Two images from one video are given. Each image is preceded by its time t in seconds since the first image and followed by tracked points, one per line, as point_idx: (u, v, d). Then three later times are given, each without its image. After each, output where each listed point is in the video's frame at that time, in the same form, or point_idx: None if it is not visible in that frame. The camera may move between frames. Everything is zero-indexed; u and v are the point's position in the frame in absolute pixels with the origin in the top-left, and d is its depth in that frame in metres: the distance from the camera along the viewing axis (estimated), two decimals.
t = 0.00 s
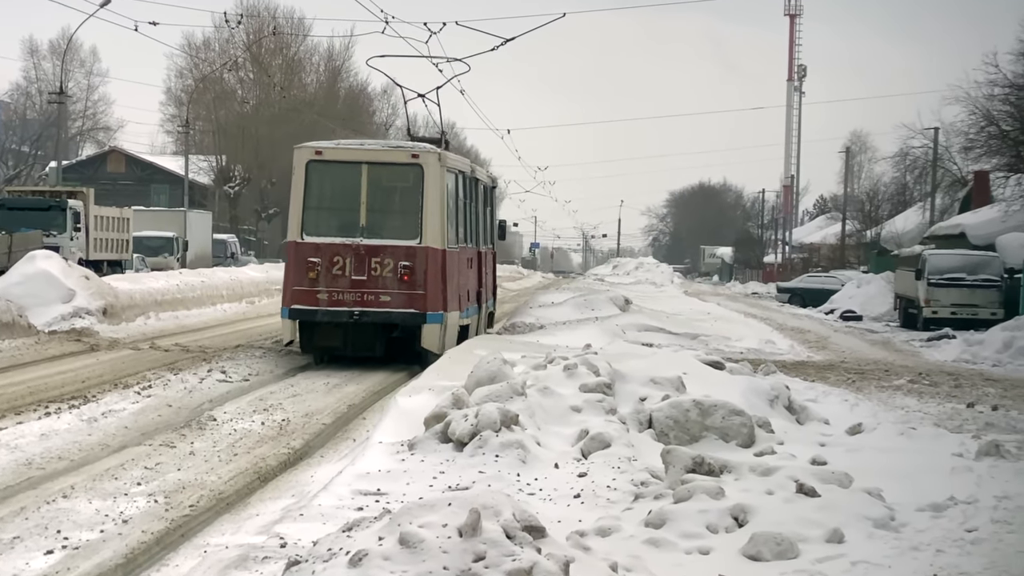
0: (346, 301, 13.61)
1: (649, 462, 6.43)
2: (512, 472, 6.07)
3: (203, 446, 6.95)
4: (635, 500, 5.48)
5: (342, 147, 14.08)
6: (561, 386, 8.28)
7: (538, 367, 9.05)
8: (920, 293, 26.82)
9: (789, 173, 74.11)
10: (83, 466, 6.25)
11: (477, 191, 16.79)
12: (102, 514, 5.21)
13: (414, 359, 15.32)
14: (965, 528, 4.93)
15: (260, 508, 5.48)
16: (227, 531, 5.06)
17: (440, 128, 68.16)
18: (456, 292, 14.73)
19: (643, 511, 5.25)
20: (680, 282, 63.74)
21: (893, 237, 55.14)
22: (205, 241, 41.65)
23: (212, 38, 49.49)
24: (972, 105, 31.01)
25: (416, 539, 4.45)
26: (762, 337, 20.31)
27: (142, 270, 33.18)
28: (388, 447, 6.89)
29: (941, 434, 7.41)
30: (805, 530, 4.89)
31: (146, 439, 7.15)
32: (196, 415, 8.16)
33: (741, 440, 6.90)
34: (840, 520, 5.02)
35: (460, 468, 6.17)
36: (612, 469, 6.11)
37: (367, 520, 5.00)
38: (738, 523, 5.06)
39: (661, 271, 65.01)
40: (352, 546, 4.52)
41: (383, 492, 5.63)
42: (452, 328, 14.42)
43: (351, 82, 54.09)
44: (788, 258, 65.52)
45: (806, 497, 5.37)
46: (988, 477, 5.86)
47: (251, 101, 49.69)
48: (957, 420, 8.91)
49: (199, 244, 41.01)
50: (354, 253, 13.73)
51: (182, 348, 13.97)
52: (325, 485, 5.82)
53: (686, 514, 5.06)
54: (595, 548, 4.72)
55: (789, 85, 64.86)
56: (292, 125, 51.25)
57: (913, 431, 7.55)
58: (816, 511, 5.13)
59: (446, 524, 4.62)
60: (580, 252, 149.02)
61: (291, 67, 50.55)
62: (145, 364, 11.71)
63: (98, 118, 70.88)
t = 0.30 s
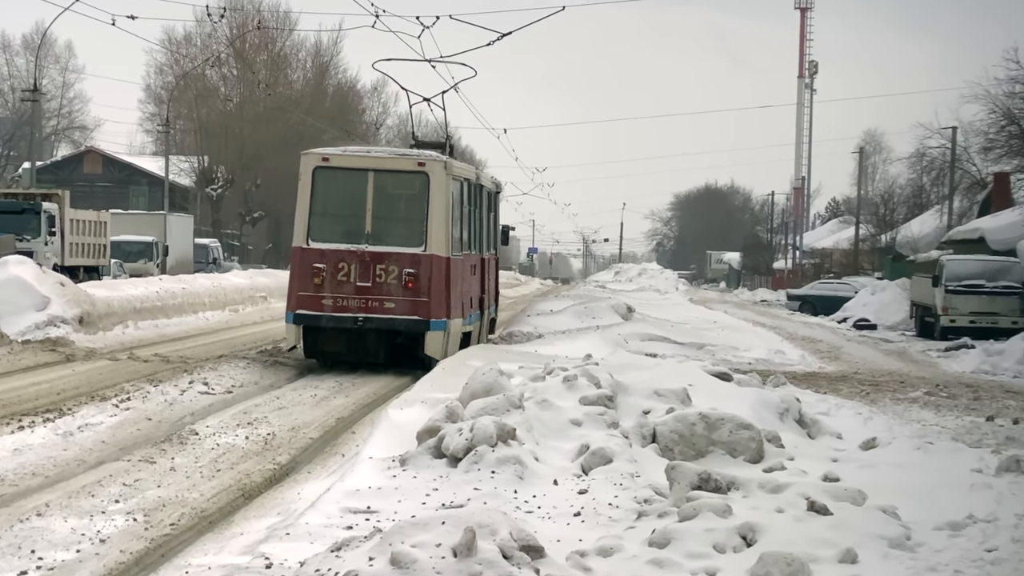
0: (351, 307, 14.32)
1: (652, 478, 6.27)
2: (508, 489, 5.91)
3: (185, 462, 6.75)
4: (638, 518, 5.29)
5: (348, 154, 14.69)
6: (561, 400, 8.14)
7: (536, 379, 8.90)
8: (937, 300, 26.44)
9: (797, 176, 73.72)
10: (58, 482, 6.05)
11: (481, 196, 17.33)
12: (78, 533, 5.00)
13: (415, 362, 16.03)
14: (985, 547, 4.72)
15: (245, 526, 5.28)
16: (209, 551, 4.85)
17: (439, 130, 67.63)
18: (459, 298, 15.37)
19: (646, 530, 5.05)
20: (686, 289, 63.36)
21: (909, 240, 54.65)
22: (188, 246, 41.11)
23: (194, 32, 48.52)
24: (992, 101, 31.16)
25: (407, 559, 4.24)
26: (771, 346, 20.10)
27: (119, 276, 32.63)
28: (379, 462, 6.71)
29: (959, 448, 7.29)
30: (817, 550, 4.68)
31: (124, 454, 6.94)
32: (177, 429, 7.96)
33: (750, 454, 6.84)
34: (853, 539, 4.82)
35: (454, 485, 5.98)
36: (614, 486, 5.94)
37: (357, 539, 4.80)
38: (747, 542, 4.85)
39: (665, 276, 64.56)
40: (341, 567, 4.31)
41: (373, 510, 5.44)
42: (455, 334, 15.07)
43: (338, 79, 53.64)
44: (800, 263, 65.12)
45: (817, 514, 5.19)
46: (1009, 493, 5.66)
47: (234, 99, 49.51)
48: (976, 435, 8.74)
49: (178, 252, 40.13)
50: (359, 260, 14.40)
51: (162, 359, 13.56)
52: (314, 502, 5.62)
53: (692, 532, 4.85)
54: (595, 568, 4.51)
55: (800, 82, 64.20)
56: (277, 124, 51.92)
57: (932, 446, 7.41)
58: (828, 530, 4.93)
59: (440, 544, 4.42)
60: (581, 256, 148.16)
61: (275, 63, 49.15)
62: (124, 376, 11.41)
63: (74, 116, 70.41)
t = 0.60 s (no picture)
0: (355, 314, 14.67)
1: (656, 495, 6.16)
2: (506, 507, 5.80)
3: (166, 477, 6.59)
4: (641, 537, 5.15)
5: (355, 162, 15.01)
6: (560, 412, 8.06)
7: (535, 391, 8.78)
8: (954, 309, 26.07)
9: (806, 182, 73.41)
10: (34, 499, 5.86)
11: (485, 204, 17.63)
12: (55, 553, 4.82)
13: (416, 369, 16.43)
14: (1007, 568, 4.55)
15: (230, 546, 5.11)
16: (193, 571, 4.68)
17: (436, 133, 67.29)
18: (463, 307, 15.72)
19: (651, 549, 4.88)
20: (691, 297, 63.11)
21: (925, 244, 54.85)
22: (169, 251, 40.66)
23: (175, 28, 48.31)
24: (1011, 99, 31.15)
25: None
26: (782, 356, 19.94)
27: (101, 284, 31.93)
28: (369, 478, 6.59)
29: (977, 464, 7.28)
30: (830, 570, 4.49)
31: (103, 469, 6.78)
32: (158, 443, 7.77)
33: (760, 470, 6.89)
34: (869, 557, 4.65)
35: (448, 503, 5.86)
36: (616, 503, 5.83)
37: (348, 558, 4.66)
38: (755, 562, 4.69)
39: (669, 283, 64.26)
40: None
41: (365, 528, 5.31)
42: (459, 342, 15.43)
43: (329, 77, 53.66)
44: (811, 270, 64.81)
45: (830, 533, 5.04)
46: None
47: (218, 96, 49.69)
48: (996, 450, 8.61)
49: (160, 257, 39.88)
50: (364, 267, 14.75)
51: (144, 370, 13.25)
52: (303, 521, 5.47)
53: (698, 551, 4.66)
54: None
55: (811, 80, 63.56)
56: (262, 124, 51.43)
57: (950, 462, 7.38)
58: (842, 549, 4.76)
59: (434, 563, 4.25)
60: (580, 264, 147.73)
61: (262, 60, 49.20)
62: (103, 388, 11.15)
63: (50, 115, 69.78)
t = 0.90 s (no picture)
0: (358, 319, 15.04)
1: (660, 513, 6.10)
2: (503, 525, 5.73)
3: (147, 494, 6.56)
4: (645, 556, 5.08)
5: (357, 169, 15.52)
6: (560, 427, 8.00)
7: (533, 404, 8.73)
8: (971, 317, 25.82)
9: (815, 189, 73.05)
10: (8, 517, 5.90)
11: (487, 210, 18.00)
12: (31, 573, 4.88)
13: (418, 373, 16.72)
14: None
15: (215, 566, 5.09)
16: None
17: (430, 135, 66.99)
18: (465, 312, 16.05)
19: (654, 570, 4.81)
20: (696, 304, 62.91)
21: (941, 251, 55.52)
22: (150, 257, 40.35)
23: (157, 24, 48.45)
24: None
25: None
26: (792, 366, 19.81)
27: (76, 291, 31.61)
28: (360, 494, 6.51)
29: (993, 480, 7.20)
30: None
31: (82, 485, 6.76)
32: (139, 458, 7.69)
33: (767, 487, 6.85)
34: None
35: (442, 520, 5.80)
36: (618, 521, 5.77)
37: None
38: None
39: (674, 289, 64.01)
40: None
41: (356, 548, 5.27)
42: (460, 348, 15.78)
43: (316, 75, 54.95)
44: (822, 277, 64.58)
45: (840, 553, 4.96)
46: None
47: (202, 95, 49.28)
48: (1013, 466, 8.50)
49: (140, 263, 39.49)
50: (366, 273, 15.15)
51: (122, 382, 13.02)
52: (292, 539, 5.43)
53: (703, 570, 4.56)
54: None
55: (824, 79, 62.74)
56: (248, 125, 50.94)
57: (965, 478, 7.32)
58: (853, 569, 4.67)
59: None
60: (584, 269, 147.14)
61: (246, 57, 49.83)
62: (82, 401, 10.93)
63: (26, 115, 68.69)
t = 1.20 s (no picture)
0: (363, 322, 15.42)
1: (664, 530, 6.02)
2: (500, 542, 5.65)
3: (128, 512, 6.51)
4: None
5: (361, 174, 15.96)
6: (559, 440, 7.92)
7: (532, 417, 8.66)
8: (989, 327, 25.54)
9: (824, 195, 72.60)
10: None
11: (489, 216, 18.39)
12: None
13: (424, 377, 17.19)
14: None
15: None
16: None
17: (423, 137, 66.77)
18: (468, 315, 16.46)
19: None
20: (701, 313, 62.77)
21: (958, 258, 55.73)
22: (130, 265, 40.36)
23: (137, 20, 48.00)
24: None
25: None
26: (803, 377, 19.62)
27: (53, 298, 31.35)
28: (351, 511, 6.44)
29: (1011, 498, 7.12)
30: None
31: (61, 502, 6.74)
32: (120, 474, 7.61)
33: (774, 502, 6.81)
34: None
35: (437, 537, 5.72)
36: (620, 540, 5.68)
37: None
38: None
39: (680, 298, 63.78)
40: None
41: (346, 567, 5.22)
42: (463, 351, 16.18)
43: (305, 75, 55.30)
44: (832, 285, 64.34)
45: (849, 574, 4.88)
46: None
47: (185, 94, 48.76)
48: None
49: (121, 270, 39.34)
50: (371, 276, 15.56)
51: (102, 394, 12.84)
52: (280, 558, 5.37)
53: None
54: None
55: (835, 78, 62.23)
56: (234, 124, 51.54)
57: (980, 495, 7.25)
58: None
59: None
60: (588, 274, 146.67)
61: (231, 55, 49.65)
62: (61, 414, 10.74)
63: None
